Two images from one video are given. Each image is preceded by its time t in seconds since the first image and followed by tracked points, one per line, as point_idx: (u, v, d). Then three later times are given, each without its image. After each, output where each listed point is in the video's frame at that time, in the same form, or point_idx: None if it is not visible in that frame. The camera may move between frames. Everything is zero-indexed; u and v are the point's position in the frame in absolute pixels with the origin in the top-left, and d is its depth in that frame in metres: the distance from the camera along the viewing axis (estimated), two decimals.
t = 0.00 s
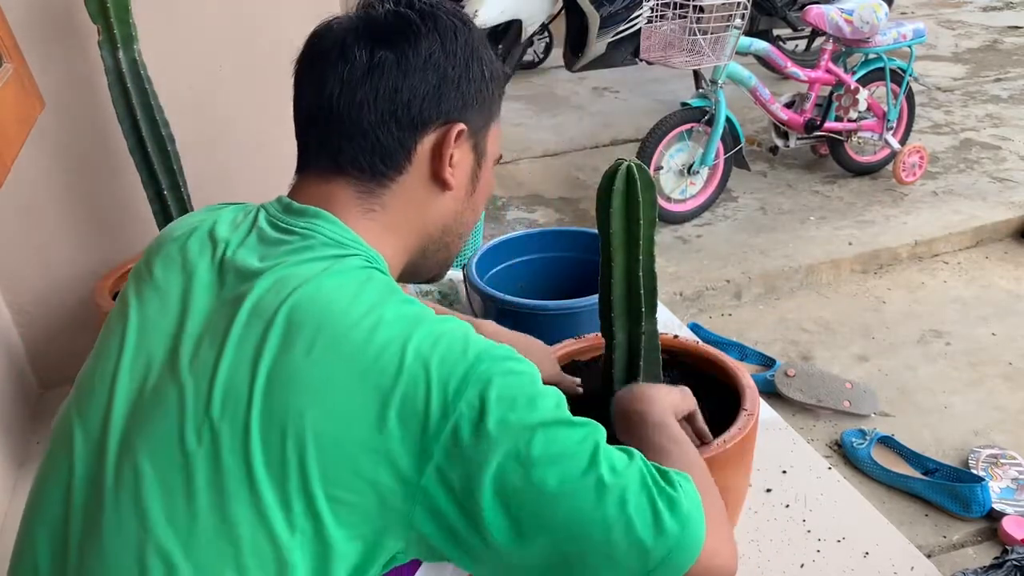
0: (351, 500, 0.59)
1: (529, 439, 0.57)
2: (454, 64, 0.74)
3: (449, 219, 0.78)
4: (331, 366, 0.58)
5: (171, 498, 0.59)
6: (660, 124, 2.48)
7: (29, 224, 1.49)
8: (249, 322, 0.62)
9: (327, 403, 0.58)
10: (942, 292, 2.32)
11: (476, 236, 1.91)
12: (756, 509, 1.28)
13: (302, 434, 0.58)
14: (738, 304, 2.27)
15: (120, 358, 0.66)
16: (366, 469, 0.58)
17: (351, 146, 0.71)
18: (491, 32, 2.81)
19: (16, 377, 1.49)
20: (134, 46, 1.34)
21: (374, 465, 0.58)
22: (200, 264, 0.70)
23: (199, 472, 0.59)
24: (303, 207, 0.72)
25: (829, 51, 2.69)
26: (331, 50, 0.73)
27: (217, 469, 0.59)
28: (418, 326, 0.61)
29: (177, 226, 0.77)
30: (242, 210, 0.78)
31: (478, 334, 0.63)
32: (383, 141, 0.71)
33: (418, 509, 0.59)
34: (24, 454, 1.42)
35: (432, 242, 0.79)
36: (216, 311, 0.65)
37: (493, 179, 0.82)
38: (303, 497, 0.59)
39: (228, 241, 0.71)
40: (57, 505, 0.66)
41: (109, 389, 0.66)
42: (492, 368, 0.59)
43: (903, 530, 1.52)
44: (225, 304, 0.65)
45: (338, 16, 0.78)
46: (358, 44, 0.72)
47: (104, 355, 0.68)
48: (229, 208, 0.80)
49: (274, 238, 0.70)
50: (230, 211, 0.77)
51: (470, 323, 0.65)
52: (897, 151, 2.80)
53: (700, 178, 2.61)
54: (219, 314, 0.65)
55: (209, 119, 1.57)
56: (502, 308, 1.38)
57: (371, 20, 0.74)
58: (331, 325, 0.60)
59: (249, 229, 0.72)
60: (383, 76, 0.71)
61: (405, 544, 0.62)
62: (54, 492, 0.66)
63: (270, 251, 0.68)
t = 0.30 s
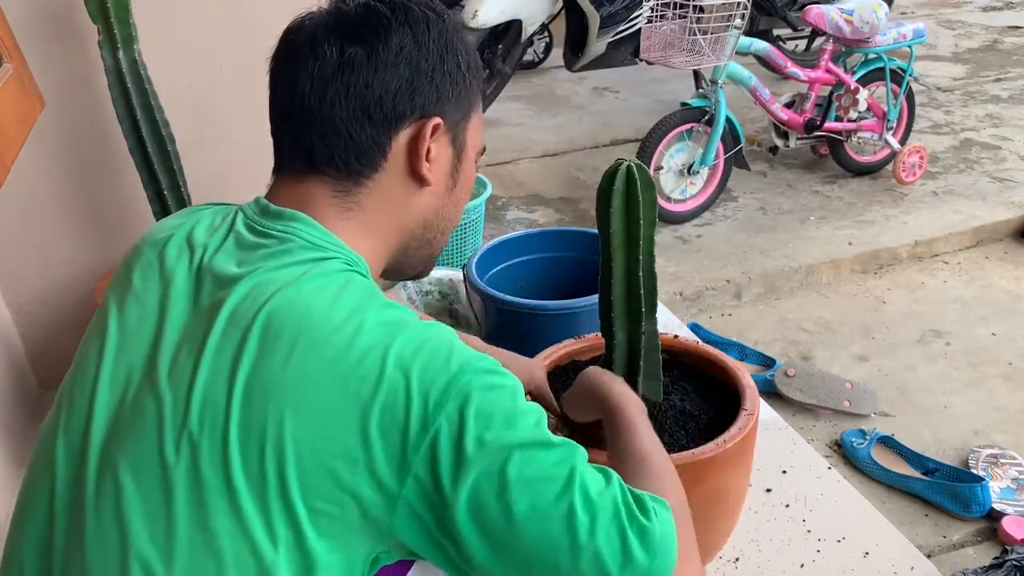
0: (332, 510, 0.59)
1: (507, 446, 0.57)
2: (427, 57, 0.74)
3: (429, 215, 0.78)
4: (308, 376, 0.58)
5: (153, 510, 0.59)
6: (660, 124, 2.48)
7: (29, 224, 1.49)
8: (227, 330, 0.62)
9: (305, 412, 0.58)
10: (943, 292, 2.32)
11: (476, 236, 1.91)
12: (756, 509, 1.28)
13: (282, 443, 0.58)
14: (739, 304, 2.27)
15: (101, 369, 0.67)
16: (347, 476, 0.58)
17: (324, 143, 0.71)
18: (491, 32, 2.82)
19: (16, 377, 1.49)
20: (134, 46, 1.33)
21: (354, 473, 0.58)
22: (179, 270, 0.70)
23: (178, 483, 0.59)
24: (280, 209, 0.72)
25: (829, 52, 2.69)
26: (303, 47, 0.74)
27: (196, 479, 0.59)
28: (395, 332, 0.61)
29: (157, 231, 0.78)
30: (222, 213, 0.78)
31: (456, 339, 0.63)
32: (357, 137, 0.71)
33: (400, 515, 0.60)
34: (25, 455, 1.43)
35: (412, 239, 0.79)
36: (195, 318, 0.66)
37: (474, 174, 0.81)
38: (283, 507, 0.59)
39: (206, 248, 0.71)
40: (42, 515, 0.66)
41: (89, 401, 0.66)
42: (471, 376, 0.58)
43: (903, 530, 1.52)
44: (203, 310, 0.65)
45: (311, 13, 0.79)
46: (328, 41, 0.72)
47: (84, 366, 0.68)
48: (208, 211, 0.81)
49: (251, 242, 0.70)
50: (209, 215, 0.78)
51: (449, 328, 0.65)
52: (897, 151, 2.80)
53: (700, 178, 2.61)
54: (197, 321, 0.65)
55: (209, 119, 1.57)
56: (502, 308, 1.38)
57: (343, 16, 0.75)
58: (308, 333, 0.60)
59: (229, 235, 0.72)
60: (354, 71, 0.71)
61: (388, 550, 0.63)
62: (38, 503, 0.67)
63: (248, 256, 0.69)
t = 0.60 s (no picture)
0: (327, 517, 0.59)
1: (502, 450, 0.57)
2: (435, 63, 0.74)
3: (426, 215, 0.79)
4: (304, 380, 0.58)
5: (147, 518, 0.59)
6: (660, 124, 2.48)
7: (30, 224, 1.49)
8: (221, 334, 0.62)
9: (299, 418, 0.58)
10: (942, 292, 2.32)
11: (476, 237, 1.91)
12: (756, 509, 1.28)
13: (276, 449, 0.58)
14: (738, 304, 2.27)
15: (94, 376, 0.67)
16: (342, 481, 0.58)
17: (333, 150, 0.71)
18: (492, 32, 2.87)
19: (16, 377, 1.49)
20: (134, 47, 1.33)
21: (349, 478, 0.58)
22: (173, 275, 0.71)
23: (172, 488, 0.59)
24: (274, 212, 0.72)
25: (829, 51, 2.69)
26: (308, 48, 0.72)
27: (190, 485, 0.59)
28: (390, 336, 0.61)
29: (149, 236, 0.79)
30: (213, 216, 0.79)
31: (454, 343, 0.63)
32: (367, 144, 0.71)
33: (398, 519, 0.59)
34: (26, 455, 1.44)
35: (408, 238, 0.80)
36: (187, 323, 0.66)
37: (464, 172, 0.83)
38: (278, 512, 0.59)
39: (198, 254, 0.71)
40: (36, 522, 0.66)
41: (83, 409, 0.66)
42: (470, 381, 0.58)
43: (903, 530, 1.52)
44: (196, 315, 0.66)
45: (307, 9, 0.76)
46: (337, 44, 0.71)
47: (77, 372, 0.68)
48: (198, 215, 0.81)
49: (244, 246, 0.70)
50: (200, 219, 0.79)
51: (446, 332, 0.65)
52: (897, 151, 2.80)
53: (700, 178, 2.61)
54: (190, 325, 0.65)
55: (208, 119, 1.57)
56: (502, 308, 1.38)
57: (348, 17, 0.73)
58: (303, 337, 0.60)
59: (222, 239, 0.73)
60: (366, 77, 0.70)
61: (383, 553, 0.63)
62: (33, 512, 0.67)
63: (241, 260, 0.69)
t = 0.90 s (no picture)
0: (343, 519, 0.60)
1: (522, 450, 0.58)
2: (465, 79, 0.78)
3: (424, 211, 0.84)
4: (328, 379, 0.59)
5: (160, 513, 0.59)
6: (660, 124, 2.48)
7: (30, 224, 1.49)
8: (242, 331, 0.63)
9: (325, 416, 0.58)
10: (942, 292, 2.32)
11: (476, 237, 1.91)
12: (756, 509, 1.28)
13: (298, 447, 0.58)
14: (739, 304, 2.27)
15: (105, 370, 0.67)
16: (362, 480, 0.59)
17: (381, 163, 0.72)
18: (492, 32, 2.87)
19: (16, 377, 1.49)
20: (134, 47, 1.33)
21: (368, 479, 0.59)
22: (187, 273, 0.71)
23: (187, 482, 0.59)
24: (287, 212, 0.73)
25: (829, 51, 2.69)
26: (366, 60, 0.71)
27: (207, 480, 0.59)
28: (411, 338, 0.61)
29: (157, 233, 0.80)
30: (223, 215, 0.80)
31: (471, 351, 0.64)
32: (417, 161, 0.74)
33: (409, 520, 0.61)
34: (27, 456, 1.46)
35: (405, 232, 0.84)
36: (207, 319, 0.66)
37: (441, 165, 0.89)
38: (295, 509, 0.59)
39: (209, 252, 0.72)
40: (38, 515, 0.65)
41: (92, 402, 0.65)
42: (492, 392, 0.59)
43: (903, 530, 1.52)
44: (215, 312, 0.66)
45: (342, 7, 0.73)
46: (396, 56, 0.71)
47: (91, 364, 0.68)
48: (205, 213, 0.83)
49: (259, 245, 0.71)
50: (209, 217, 0.80)
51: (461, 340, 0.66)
52: (897, 151, 2.80)
53: (700, 178, 2.61)
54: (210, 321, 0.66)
55: (208, 119, 1.57)
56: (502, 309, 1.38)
57: (397, 29, 0.73)
58: (328, 336, 0.60)
59: (233, 238, 0.73)
60: (426, 99, 0.72)
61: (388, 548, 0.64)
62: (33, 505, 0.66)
63: (257, 259, 0.70)
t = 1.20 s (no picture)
0: (372, 492, 0.61)
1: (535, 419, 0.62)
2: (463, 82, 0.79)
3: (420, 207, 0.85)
4: (358, 351, 0.60)
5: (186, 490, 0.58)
6: (660, 124, 2.48)
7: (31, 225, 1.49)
8: (266, 307, 0.63)
9: (359, 384, 0.59)
10: (942, 292, 2.32)
11: (476, 236, 1.91)
12: (756, 509, 1.28)
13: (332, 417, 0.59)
14: (738, 304, 2.27)
15: (122, 357, 0.66)
16: (392, 451, 0.60)
17: (390, 161, 0.73)
18: (492, 32, 2.89)
19: (16, 378, 1.49)
20: (134, 47, 1.33)
21: (398, 450, 0.60)
22: (199, 264, 0.72)
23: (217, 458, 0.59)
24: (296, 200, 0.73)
25: (829, 52, 2.69)
26: (375, 64, 0.71)
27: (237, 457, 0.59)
28: (433, 312, 0.63)
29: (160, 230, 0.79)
30: (225, 210, 0.80)
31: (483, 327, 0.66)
32: (422, 159, 0.75)
33: (431, 488, 0.63)
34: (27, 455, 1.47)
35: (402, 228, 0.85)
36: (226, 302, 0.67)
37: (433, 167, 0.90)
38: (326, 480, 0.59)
39: (223, 240, 0.73)
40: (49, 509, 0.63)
41: (106, 386, 0.65)
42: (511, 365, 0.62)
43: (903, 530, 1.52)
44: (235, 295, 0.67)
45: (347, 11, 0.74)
46: (403, 58, 0.72)
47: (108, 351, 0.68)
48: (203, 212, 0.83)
49: (269, 231, 0.72)
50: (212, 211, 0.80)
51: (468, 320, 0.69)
52: (897, 150, 2.80)
53: (700, 178, 2.61)
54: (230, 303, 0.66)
55: (209, 119, 1.57)
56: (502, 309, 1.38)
57: (402, 33, 0.73)
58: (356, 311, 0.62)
59: (241, 228, 0.74)
60: (431, 100, 0.74)
61: (409, 528, 0.66)
62: (42, 493, 0.64)
63: (269, 244, 0.70)
